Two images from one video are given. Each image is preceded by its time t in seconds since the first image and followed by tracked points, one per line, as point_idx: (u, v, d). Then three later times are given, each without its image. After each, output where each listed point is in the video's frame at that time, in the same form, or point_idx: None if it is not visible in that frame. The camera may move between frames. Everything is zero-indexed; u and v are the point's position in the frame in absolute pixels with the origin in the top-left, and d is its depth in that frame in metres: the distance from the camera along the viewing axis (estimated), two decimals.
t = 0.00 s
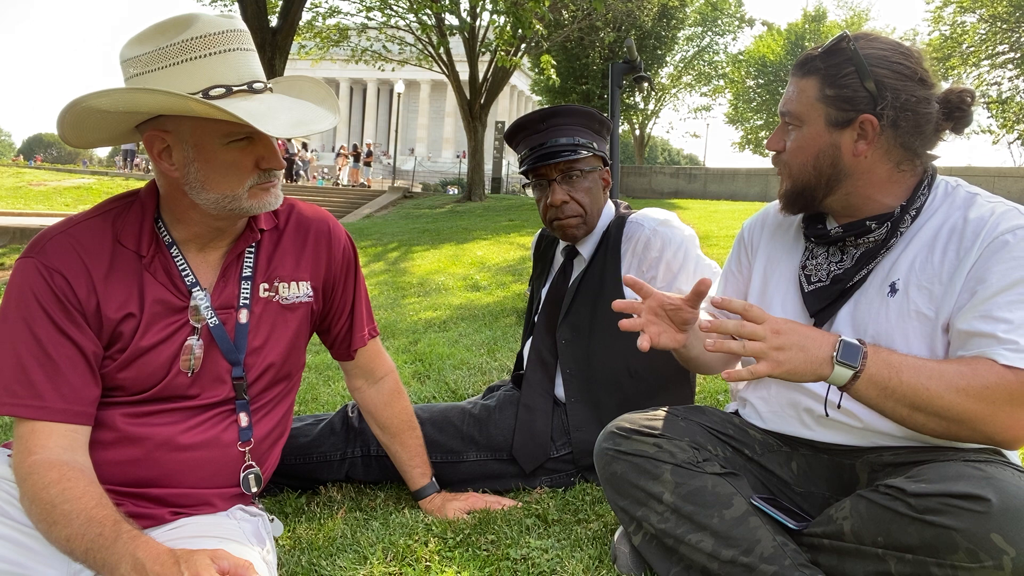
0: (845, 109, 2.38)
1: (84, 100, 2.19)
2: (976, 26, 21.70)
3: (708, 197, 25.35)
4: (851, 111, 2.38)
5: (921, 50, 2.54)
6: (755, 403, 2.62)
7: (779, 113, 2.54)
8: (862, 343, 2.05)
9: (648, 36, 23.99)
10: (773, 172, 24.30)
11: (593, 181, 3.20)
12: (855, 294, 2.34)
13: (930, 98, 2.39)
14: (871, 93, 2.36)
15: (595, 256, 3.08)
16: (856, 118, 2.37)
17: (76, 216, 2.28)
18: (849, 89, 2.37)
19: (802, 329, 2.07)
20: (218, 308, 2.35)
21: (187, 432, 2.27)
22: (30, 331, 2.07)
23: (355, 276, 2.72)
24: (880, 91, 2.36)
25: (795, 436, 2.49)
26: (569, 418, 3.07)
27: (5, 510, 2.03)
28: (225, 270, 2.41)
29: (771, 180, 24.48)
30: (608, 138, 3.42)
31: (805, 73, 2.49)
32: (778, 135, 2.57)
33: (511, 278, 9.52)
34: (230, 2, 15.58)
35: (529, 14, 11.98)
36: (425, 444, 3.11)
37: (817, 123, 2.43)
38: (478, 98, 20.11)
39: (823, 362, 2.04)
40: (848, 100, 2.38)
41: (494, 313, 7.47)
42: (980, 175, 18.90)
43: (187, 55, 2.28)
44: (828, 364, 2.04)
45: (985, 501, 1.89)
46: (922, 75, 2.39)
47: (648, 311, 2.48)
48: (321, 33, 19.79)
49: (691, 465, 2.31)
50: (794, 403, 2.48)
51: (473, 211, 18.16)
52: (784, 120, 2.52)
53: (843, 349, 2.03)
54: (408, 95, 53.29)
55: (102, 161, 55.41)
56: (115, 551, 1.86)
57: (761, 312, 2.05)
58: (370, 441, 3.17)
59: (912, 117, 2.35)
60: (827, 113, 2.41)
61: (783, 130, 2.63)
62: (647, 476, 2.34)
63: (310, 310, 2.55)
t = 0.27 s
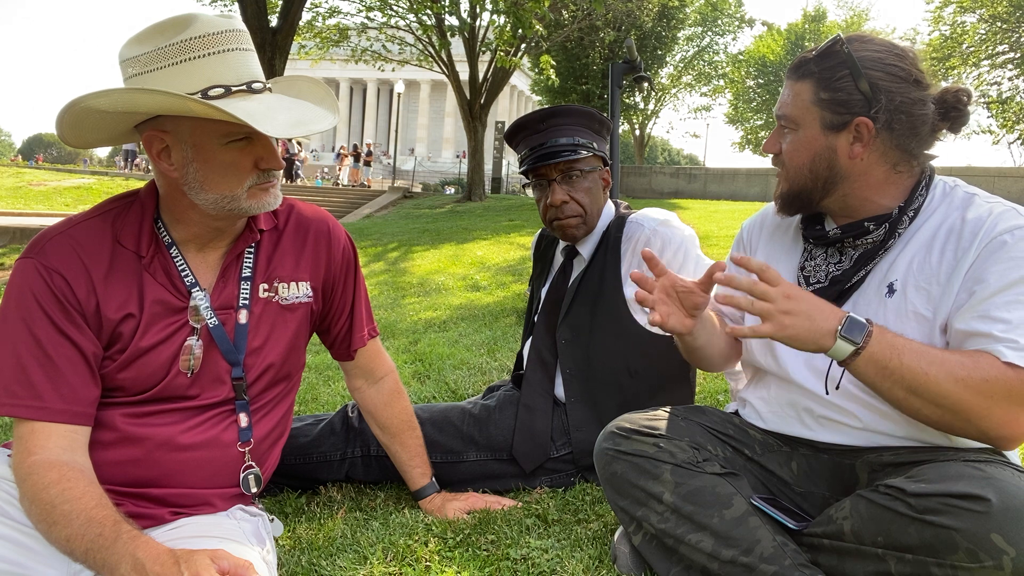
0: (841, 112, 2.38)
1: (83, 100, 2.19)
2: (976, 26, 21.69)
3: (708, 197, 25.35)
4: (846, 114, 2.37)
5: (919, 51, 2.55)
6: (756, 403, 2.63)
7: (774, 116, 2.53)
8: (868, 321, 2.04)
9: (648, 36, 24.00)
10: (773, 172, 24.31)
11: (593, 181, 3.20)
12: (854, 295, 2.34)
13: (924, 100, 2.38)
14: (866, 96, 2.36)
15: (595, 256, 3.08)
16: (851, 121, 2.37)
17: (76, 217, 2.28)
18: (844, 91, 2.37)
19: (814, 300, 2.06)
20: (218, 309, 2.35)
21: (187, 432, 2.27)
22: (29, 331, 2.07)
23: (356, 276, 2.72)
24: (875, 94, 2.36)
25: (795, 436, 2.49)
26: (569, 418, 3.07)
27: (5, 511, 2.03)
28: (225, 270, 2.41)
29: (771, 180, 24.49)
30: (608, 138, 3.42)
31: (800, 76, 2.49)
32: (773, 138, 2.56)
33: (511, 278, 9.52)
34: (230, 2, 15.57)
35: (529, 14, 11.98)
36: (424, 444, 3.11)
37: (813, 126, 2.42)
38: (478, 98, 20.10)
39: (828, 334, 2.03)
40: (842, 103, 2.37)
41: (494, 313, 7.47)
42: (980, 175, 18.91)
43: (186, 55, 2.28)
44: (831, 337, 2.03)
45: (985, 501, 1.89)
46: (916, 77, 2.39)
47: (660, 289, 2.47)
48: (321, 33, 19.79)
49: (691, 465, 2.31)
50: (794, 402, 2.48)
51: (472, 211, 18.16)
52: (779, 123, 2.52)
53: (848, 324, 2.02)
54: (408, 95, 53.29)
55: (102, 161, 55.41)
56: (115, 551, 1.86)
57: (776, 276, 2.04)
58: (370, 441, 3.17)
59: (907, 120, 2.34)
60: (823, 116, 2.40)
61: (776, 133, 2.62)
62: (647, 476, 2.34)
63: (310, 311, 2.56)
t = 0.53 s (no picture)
0: (836, 113, 2.38)
1: (82, 100, 2.19)
2: (976, 26, 21.68)
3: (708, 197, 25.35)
4: (842, 115, 2.37)
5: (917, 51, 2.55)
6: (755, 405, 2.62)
7: (771, 117, 2.53)
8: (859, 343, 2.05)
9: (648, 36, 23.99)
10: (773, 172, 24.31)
11: (593, 181, 3.20)
12: (852, 296, 2.34)
13: (921, 100, 2.37)
14: (862, 97, 2.35)
15: (595, 256, 3.08)
16: (847, 122, 2.37)
17: (76, 216, 2.27)
18: (839, 92, 2.37)
19: (800, 328, 2.07)
20: (218, 308, 2.35)
21: (187, 432, 2.27)
22: (29, 331, 2.07)
23: (355, 276, 2.72)
24: (870, 95, 2.35)
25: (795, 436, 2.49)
26: (569, 418, 3.07)
27: (5, 511, 2.03)
28: (225, 270, 2.41)
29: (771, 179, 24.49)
30: (608, 138, 3.42)
31: (796, 77, 2.49)
32: (770, 139, 2.56)
33: (511, 278, 9.52)
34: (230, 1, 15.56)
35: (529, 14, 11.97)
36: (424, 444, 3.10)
37: (809, 127, 2.43)
38: (478, 98, 20.10)
39: (822, 363, 2.04)
40: (838, 104, 2.37)
41: (495, 313, 7.47)
42: (980, 175, 18.91)
43: (186, 55, 2.28)
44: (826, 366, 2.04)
45: (985, 500, 1.89)
46: (911, 78, 2.38)
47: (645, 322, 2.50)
48: (321, 33, 19.79)
49: (691, 464, 2.31)
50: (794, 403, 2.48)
51: (472, 211, 18.16)
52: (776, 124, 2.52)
53: (842, 352, 2.03)
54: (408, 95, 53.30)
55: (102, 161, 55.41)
56: (115, 551, 1.86)
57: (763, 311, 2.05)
58: (370, 441, 3.17)
59: (902, 120, 2.34)
60: (818, 118, 2.40)
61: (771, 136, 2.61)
62: (647, 476, 2.34)
63: (309, 310, 2.55)
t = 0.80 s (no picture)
0: (826, 119, 2.38)
1: (82, 100, 2.19)
2: (976, 26, 21.67)
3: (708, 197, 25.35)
4: (832, 121, 2.37)
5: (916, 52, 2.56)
6: (757, 408, 2.64)
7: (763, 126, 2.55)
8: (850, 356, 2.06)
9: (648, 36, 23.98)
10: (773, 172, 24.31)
11: (593, 181, 3.20)
12: (850, 296, 2.34)
13: (910, 102, 2.37)
14: (850, 102, 2.36)
15: (595, 256, 3.09)
16: (836, 128, 2.37)
17: (75, 216, 2.27)
18: (829, 99, 2.37)
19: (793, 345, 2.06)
20: (218, 308, 2.35)
21: (187, 432, 2.27)
22: (29, 330, 2.07)
23: (355, 276, 2.72)
24: (858, 100, 2.36)
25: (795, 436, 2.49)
26: (569, 418, 3.07)
27: (5, 510, 2.03)
28: (225, 270, 2.41)
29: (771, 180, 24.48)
30: (608, 138, 3.42)
31: (786, 84, 2.49)
32: (764, 147, 2.58)
33: (511, 278, 9.52)
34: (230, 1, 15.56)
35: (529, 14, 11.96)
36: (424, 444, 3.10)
37: (800, 134, 2.43)
38: (478, 98, 20.09)
39: (815, 378, 2.04)
40: (828, 111, 2.37)
41: (495, 313, 7.47)
42: (980, 175, 18.92)
43: (187, 55, 2.29)
44: (820, 380, 2.04)
45: (985, 500, 1.89)
46: (900, 79, 2.38)
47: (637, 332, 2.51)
48: (321, 33, 19.79)
49: (691, 464, 2.31)
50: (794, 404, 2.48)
51: (472, 211, 18.15)
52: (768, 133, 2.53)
53: (834, 365, 2.04)
54: (408, 95, 53.30)
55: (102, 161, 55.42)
56: (115, 551, 1.86)
57: (753, 331, 2.05)
58: (370, 441, 3.17)
59: (891, 125, 2.33)
60: (808, 124, 2.40)
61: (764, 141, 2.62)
62: (647, 476, 2.33)
63: (310, 310, 2.55)
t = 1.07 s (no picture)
0: (826, 121, 2.38)
1: (83, 99, 2.19)
2: (976, 26, 21.66)
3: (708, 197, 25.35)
4: (832, 122, 2.37)
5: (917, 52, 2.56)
6: (757, 408, 2.64)
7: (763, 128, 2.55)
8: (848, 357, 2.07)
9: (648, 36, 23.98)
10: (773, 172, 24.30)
11: (593, 181, 3.20)
12: (849, 294, 2.34)
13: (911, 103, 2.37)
14: (849, 103, 2.36)
15: (595, 257, 3.09)
16: (835, 130, 2.37)
17: (75, 216, 2.27)
18: (828, 101, 2.37)
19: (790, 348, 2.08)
20: (218, 308, 2.35)
21: (187, 432, 2.27)
22: (29, 330, 2.07)
23: (356, 276, 2.72)
24: (857, 101, 2.35)
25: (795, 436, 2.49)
26: (569, 418, 3.07)
27: (5, 510, 2.03)
28: (225, 269, 2.41)
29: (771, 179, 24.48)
30: (608, 138, 3.42)
31: (786, 86, 2.49)
32: (764, 149, 2.58)
33: (511, 278, 9.52)
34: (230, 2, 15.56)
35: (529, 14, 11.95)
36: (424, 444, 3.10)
37: (800, 135, 2.43)
38: (478, 98, 20.09)
39: (812, 380, 2.05)
40: (827, 112, 2.37)
41: (495, 313, 7.47)
42: (980, 175, 18.94)
43: (188, 55, 2.29)
44: (816, 382, 2.06)
45: (985, 500, 1.89)
46: (900, 80, 2.38)
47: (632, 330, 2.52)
48: (321, 33, 19.78)
49: (691, 464, 2.31)
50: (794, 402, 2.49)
51: (472, 211, 18.15)
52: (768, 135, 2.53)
53: (831, 368, 2.05)
54: (408, 95, 53.30)
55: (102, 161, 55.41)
56: (115, 551, 1.86)
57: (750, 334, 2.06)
58: (370, 441, 3.17)
59: (891, 126, 2.33)
60: (808, 126, 2.41)
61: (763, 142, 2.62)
62: (647, 475, 2.33)
63: (310, 310, 2.55)
